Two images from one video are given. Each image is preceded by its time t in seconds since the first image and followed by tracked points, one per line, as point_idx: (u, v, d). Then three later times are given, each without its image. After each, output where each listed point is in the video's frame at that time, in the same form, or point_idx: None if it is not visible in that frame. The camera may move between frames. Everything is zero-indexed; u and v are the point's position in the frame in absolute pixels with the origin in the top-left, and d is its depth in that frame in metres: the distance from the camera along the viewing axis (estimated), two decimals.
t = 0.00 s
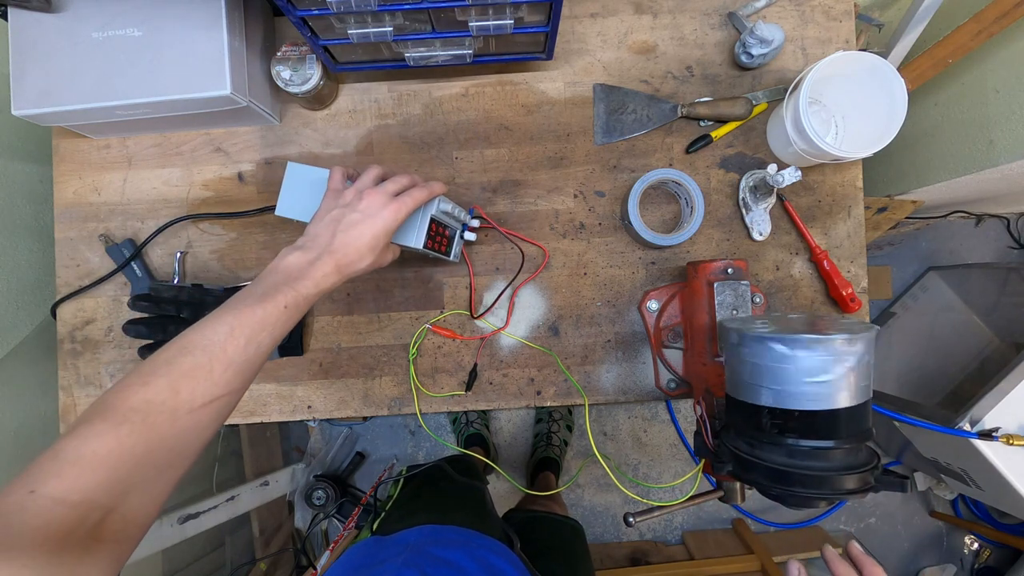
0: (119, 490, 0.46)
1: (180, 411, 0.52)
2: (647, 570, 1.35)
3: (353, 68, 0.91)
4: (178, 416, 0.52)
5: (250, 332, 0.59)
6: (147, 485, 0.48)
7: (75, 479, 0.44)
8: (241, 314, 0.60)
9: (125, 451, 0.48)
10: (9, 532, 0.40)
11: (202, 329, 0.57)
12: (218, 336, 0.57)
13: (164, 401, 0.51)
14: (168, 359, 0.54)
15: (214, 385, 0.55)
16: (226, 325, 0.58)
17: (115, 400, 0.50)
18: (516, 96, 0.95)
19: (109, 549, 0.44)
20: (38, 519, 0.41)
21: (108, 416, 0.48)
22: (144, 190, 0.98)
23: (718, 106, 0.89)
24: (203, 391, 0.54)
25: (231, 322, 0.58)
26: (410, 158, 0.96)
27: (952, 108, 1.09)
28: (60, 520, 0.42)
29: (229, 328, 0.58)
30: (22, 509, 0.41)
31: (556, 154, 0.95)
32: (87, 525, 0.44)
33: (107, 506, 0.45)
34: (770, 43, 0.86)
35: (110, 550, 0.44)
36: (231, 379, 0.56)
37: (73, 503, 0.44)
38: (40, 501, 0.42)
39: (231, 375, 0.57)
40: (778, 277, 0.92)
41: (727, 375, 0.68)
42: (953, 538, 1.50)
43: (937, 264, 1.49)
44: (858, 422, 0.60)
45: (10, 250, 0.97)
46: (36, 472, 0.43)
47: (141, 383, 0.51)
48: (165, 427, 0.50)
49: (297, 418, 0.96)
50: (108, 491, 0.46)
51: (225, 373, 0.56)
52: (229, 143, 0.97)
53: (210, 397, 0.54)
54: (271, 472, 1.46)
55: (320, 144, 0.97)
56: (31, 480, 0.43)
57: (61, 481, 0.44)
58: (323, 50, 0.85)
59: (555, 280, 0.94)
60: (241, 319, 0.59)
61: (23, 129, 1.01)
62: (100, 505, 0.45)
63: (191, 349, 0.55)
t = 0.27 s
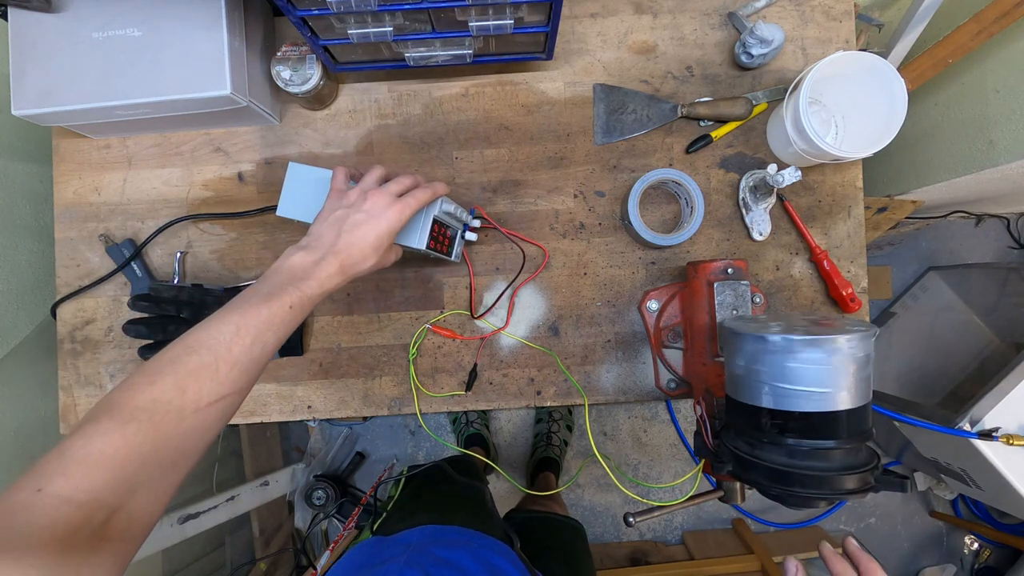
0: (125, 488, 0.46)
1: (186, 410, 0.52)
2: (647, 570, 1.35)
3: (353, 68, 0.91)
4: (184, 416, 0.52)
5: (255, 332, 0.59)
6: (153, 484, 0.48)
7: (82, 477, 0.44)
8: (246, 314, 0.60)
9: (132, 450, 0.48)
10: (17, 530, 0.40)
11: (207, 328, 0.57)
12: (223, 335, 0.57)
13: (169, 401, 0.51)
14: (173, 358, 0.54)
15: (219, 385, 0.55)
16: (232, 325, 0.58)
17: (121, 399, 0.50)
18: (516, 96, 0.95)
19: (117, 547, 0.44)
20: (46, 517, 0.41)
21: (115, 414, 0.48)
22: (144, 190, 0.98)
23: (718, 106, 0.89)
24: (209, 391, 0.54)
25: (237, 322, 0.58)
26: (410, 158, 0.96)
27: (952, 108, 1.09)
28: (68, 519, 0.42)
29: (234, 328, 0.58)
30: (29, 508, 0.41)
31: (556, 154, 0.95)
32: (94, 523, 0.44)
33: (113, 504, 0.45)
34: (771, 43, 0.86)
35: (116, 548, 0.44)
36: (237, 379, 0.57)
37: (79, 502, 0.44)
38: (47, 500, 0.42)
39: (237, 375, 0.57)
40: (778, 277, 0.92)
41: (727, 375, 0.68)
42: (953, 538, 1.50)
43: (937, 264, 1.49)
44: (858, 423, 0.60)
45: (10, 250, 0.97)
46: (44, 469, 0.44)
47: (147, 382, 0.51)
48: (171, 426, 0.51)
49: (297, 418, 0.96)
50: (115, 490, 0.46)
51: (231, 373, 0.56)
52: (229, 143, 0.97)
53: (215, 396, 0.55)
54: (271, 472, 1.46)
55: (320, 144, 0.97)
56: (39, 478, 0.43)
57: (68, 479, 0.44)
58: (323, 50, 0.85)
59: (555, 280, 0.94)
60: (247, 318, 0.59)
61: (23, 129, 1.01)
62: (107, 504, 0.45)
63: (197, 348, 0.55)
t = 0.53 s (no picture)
0: (144, 486, 0.46)
1: (203, 409, 0.52)
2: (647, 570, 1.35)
3: (353, 68, 0.91)
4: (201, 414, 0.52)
5: (271, 332, 0.59)
6: (169, 482, 0.49)
7: (103, 474, 0.45)
8: (262, 314, 0.60)
9: (151, 448, 0.48)
10: (40, 527, 0.40)
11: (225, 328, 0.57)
12: (240, 335, 0.57)
13: (188, 400, 0.51)
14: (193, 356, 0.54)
15: (236, 386, 0.55)
16: (248, 326, 0.58)
17: (141, 396, 0.50)
18: (516, 96, 0.95)
19: (135, 543, 0.45)
20: (67, 513, 0.42)
21: (135, 411, 0.49)
22: (144, 190, 0.98)
23: (718, 106, 0.89)
24: (226, 390, 0.54)
25: (253, 322, 0.58)
26: (410, 158, 0.96)
27: (952, 109, 1.09)
28: (88, 515, 0.43)
29: (251, 328, 0.58)
30: (52, 503, 0.42)
31: (556, 154, 0.95)
32: (113, 520, 0.44)
33: (132, 501, 0.45)
34: (770, 43, 0.86)
35: (135, 545, 0.44)
36: (253, 379, 0.57)
37: (99, 498, 0.44)
38: (69, 496, 0.42)
39: (253, 375, 0.57)
40: (778, 277, 0.92)
41: (727, 375, 0.68)
42: (953, 538, 1.50)
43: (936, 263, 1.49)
44: (859, 423, 0.60)
45: (10, 250, 0.97)
46: (65, 465, 0.44)
47: (166, 380, 0.51)
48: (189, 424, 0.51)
49: (297, 418, 0.96)
50: (134, 487, 0.46)
51: (247, 373, 0.56)
52: (229, 143, 0.97)
53: (231, 396, 0.54)
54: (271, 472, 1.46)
55: (320, 144, 0.97)
56: (60, 473, 0.44)
57: (90, 476, 0.44)
58: (323, 50, 0.85)
59: (555, 280, 0.94)
60: (263, 319, 0.59)
61: (23, 129, 1.00)
62: (126, 501, 0.45)
63: (215, 347, 0.55)
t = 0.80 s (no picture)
0: (151, 484, 0.46)
1: (209, 407, 0.52)
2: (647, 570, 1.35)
3: (353, 68, 0.91)
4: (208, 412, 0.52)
5: (277, 332, 0.60)
6: (175, 480, 0.49)
7: (111, 472, 0.44)
8: (268, 314, 0.60)
9: (159, 447, 0.48)
10: (49, 524, 0.40)
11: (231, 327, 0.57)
12: (245, 335, 0.57)
13: (195, 398, 0.52)
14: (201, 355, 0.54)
15: (241, 384, 0.55)
16: (254, 325, 0.58)
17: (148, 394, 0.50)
18: (516, 96, 0.95)
19: (144, 542, 0.45)
20: (75, 511, 0.42)
21: (142, 409, 0.48)
22: (144, 190, 0.98)
23: (718, 106, 0.89)
24: (232, 388, 0.54)
25: (258, 321, 0.59)
26: (410, 158, 0.96)
27: (952, 109, 1.09)
28: (95, 514, 0.42)
29: (257, 328, 0.58)
30: (60, 501, 0.42)
31: (556, 154, 0.95)
32: (120, 518, 0.44)
33: (139, 500, 0.45)
34: (770, 43, 0.86)
35: (142, 544, 0.44)
36: (258, 378, 0.57)
37: (107, 497, 0.44)
38: (77, 494, 0.42)
39: (259, 373, 0.57)
40: (778, 277, 0.92)
41: (727, 375, 0.68)
42: (953, 538, 1.50)
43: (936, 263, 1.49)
44: (859, 423, 0.60)
45: (10, 250, 0.97)
46: (72, 463, 0.44)
47: (173, 378, 0.52)
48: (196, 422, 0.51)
49: (297, 418, 0.96)
50: (141, 485, 0.46)
51: (252, 372, 0.57)
52: (229, 143, 0.97)
53: (237, 395, 0.55)
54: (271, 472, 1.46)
55: (320, 144, 0.97)
56: (67, 472, 0.43)
57: (97, 474, 0.44)
58: (323, 50, 0.85)
59: (555, 280, 0.94)
60: (268, 318, 0.60)
61: (23, 129, 1.00)
62: (133, 499, 0.45)
63: (221, 347, 0.55)
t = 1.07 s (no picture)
0: (160, 483, 0.46)
1: (218, 407, 0.52)
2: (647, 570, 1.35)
3: (353, 68, 0.91)
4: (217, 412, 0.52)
5: (284, 333, 0.60)
6: (184, 480, 0.49)
7: (122, 470, 0.45)
8: (276, 315, 0.60)
9: (168, 446, 0.48)
10: (61, 521, 0.40)
11: (241, 328, 0.57)
12: (253, 335, 0.57)
13: (204, 397, 0.52)
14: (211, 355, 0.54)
15: (250, 385, 0.55)
16: (262, 325, 0.58)
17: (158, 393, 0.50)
18: (516, 96, 0.95)
19: (152, 541, 0.44)
20: (86, 509, 0.42)
21: (152, 408, 0.49)
22: (144, 190, 0.98)
23: (718, 106, 0.89)
24: (241, 388, 0.54)
25: (266, 322, 0.59)
26: (410, 158, 0.96)
27: (952, 109, 1.09)
28: (106, 512, 0.42)
29: (264, 328, 0.58)
30: (71, 498, 0.42)
31: (556, 154, 0.95)
32: (130, 516, 0.44)
33: (149, 498, 0.45)
34: (770, 43, 0.86)
35: (152, 542, 0.44)
36: (267, 379, 0.57)
37: (117, 494, 0.44)
38: (88, 491, 0.43)
39: (267, 374, 0.57)
40: (778, 277, 0.92)
41: (727, 375, 0.68)
42: (953, 538, 1.50)
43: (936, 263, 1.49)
44: (859, 423, 0.60)
45: (10, 250, 0.97)
46: (84, 461, 0.44)
47: (182, 378, 0.52)
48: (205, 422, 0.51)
49: (297, 418, 0.96)
50: (150, 483, 0.46)
51: (261, 373, 0.57)
52: (229, 143, 0.97)
53: (245, 395, 0.55)
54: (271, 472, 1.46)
55: (320, 144, 0.97)
56: (79, 470, 0.44)
57: (108, 472, 0.44)
58: (323, 50, 0.85)
59: (555, 280, 0.94)
60: (276, 319, 0.60)
61: (23, 129, 1.00)
62: (143, 498, 0.45)
63: (229, 347, 0.55)
